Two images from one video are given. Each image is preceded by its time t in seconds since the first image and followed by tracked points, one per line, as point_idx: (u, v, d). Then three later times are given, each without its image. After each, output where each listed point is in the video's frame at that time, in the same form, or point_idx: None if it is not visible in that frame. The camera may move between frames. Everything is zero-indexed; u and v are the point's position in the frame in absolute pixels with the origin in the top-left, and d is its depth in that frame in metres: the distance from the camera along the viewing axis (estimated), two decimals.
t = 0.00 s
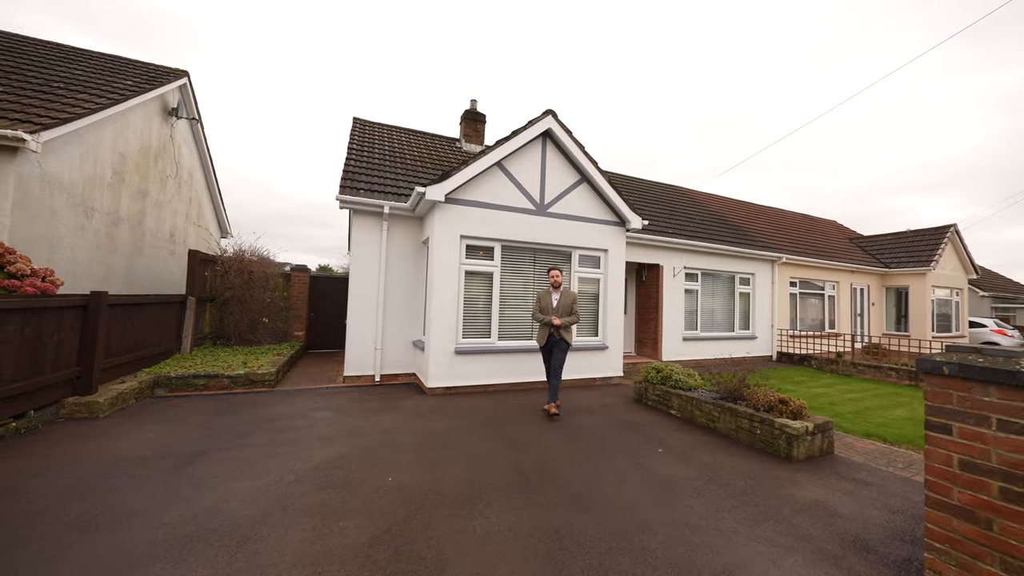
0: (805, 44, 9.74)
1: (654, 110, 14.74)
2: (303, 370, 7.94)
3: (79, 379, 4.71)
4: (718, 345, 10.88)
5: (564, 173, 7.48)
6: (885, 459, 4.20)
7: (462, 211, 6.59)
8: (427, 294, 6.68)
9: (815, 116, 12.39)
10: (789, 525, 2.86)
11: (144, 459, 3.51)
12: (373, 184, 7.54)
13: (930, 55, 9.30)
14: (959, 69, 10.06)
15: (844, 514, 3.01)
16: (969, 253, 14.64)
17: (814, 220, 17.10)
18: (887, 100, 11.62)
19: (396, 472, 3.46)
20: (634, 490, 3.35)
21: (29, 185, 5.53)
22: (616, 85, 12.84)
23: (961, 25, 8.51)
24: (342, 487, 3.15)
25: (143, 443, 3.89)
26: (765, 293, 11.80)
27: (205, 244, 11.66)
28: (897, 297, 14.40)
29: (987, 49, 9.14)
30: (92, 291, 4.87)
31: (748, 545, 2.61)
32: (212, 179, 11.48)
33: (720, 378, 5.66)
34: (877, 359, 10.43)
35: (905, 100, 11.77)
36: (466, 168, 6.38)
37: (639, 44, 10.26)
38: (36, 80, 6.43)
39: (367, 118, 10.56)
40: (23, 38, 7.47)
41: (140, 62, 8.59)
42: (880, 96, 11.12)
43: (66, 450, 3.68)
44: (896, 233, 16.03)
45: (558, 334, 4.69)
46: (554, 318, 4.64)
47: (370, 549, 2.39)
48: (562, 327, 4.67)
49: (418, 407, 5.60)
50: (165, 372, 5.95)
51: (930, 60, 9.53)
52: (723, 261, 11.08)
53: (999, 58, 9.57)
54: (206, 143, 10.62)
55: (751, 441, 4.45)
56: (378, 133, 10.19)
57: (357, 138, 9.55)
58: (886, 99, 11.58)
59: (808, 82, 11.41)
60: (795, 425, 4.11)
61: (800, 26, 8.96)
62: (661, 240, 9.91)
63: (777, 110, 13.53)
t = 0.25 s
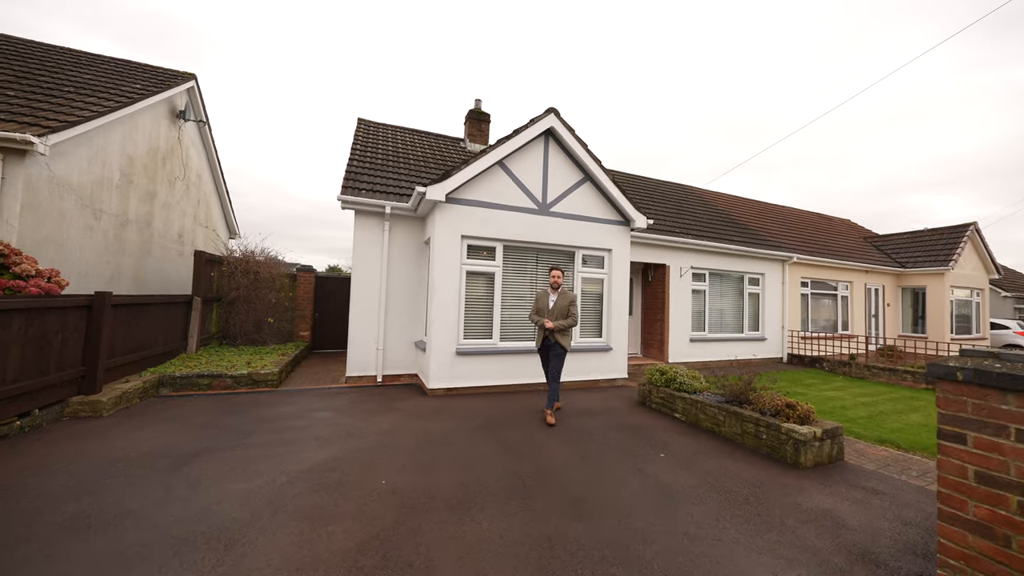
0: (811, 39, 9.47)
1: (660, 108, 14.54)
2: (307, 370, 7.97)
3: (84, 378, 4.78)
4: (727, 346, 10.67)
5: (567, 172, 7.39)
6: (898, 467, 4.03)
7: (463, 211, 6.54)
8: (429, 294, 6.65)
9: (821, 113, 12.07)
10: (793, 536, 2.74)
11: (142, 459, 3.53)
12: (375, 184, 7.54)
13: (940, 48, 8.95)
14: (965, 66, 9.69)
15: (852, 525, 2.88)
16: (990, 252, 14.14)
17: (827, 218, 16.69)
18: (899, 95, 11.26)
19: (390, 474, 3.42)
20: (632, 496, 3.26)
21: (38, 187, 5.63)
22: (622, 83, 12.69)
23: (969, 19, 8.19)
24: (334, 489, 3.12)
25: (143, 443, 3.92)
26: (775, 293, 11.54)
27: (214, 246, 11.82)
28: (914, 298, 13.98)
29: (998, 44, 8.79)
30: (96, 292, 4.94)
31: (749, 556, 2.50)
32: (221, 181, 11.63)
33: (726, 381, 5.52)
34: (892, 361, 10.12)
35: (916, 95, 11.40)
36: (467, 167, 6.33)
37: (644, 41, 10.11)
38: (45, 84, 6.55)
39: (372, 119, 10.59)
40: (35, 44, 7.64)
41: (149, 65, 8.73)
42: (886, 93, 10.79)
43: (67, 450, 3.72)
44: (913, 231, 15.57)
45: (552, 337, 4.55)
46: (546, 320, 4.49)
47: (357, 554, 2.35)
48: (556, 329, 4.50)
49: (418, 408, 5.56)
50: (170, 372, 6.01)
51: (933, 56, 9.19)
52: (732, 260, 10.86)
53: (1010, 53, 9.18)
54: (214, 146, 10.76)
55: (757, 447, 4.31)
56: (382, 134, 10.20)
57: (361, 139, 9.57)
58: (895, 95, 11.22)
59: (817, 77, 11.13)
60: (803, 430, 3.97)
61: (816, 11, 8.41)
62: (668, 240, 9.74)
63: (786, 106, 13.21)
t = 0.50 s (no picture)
0: (816, 36, 9.31)
1: (666, 107, 14.38)
2: (310, 371, 7.98)
3: (87, 378, 4.83)
4: (734, 347, 10.48)
5: (569, 171, 7.30)
6: (910, 473, 3.88)
7: (464, 211, 6.50)
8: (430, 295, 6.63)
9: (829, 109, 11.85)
10: (796, 546, 2.64)
11: (139, 460, 3.54)
12: (377, 185, 7.54)
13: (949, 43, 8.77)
14: (976, 61, 9.48)
15: (859, 535, 2.77)
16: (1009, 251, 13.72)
17: (837, 217, 16.36)
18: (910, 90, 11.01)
19: (385, 476, 3.39)
20: (630, 501, 3.18)
21: (44, 190, 5.72)
22: (627, 81, 12.57)
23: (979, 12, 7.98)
24: (328, 492, 3.10)
25: (141, 444, 3.94)
26: (784, 293, 11.31)
27: (221, 247, 11.96)
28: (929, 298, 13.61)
29: (1015, 36, 8.51)
30: (99, 292, 4.99)
31: (749, 566, 2.42)
32: (227, 182, 11.76)
33: (731, 383, 5.40)
34: (905, 363, 9.85)
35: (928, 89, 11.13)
36: (467, 167, 6.28)
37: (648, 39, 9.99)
38: (53, 88, 6.67)
39: (375, 120, 10.62)
40: (46, 49, 7.80)
41: (156, 68, 8.85)
42: (895, 89, 10.56)
43: (68, 450, 3.75)
44: (928, 230, 15.16)
45: (549, 338, 4.49)
46: (542, 319, 4.40)
47: (344, 560, 2.31)
48: (553, 330, 4.43)
49: (418, 409, 5.53)
50: (173, 371, 6.06)
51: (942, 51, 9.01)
52: (739, 260, 10.66)
53: None
54: (221, 147, 10.86)
55: (762, 451, 4.20)
56: (385, 134, 10.21)
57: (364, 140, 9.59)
58: (906, 90, 10.97)
59: (825, 73, 10.93)
60: (809, 434, 3.85)
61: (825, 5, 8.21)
62: (673, 239, 9.60)
63: (794, 103, 12.99)
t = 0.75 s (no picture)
0: (821, 33, 9.17)
1: (671, 105, 14.23)
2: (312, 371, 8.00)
3: (88, 378, 4.87)
4: (740, 349, 10.31)
5: (570, 170, 7.22)
6: (921, 480, 3.74)
7: (464, 211, 6.46)
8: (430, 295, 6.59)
9: (835, 107, 11.66)
10: (798, 556, 2.54)
11: (135, 460, 3.55)
12: (378, 185, 7.53)
13: (957, 38, 8.59)
14: (983, 59, 9.28)
15: (865, 545, 2.66)
16: None
17: (848, 216, 16.05)
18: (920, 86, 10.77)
19: (379, 479, 3.35)
20: (627, 506, 3.10)
21: (49, 191, 5.79)
22: (631, 80, 12.47)
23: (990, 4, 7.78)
24: (320, 494, 3.07)
25: (140, 444, 3.95)
26: (792, 294, 11.10)
27: (227, 248, 12.09)
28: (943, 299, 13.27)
29: None
30: (101, 292, 5.05)
31: None
32: (233, 184, 11.87)
33: (734, 385, 5.28)
34: (918, 365, 9.61)
35: (937, 87, 10.89)
36: (467, 166, 6.24)
37: (652, 36, 9.89)
38: (60, 91, 6.78)
39: (378, 121, 10.64)
40: (54, 53, 7.94)
41: (162, 72, 8.95)
42: (904, 84, 10.35)
43: (67, 449, 3.78)
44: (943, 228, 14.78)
45: (548, 339, 4.39)
46: (542, 319, 4.29)
47: (331, 564, 2.27)
48: (553, 330, 4.34)
49: (416, 410, 5.50)
50: (175, 372, 6.10)
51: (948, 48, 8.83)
52: (745, 260, 10.48)
53: None
54: (226, 149, 10.97)
55: (766, 456, 4.09)
56: (388, 135, 10.22)
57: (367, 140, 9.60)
58: (915, 87, 10.74)
59: (831, 70, 10.74)
60: (814, 439, 3.73)
61: None
62: (678, 239, 9.47)
63: (801, 99, 12.77)
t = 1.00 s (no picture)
0: (827, 25, 8.87)
1: (674, 104, 14.11)
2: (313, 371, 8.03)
3: (90, 379, 4.92)
4: (746, 350, 10.14)
5: (571, 169, 7.15)
6: (930, 487, 3.61)
7: (463, 211, 6.42)
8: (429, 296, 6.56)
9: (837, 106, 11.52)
10: (798, 566, 2.45)
11: (131, 461, 3.56)
12: (378, 186, 7.53)
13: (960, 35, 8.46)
14: (988, 57, 9.12)
15: (869, 555, 2.56)
16: None
17: (857, 214, 15.75)
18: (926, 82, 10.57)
19: (371, 482, 3.32)
20: (622, 512, 3.03)
21: (54, 194, 5.87)
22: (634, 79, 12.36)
23: None
24: (310, 497, 3.04)
25: (137, 444, 3.97)
26: (800, 294, 10.89)
27: (232, 249, 12.19)
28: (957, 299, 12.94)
29: None
30: (103, 294, 5.10)
31: None
32: (238, 185, 11.97)
33: (737, 387, 5.17)
34: (930, 367, 9.36)
35: (945, 83, 10.68)
36: (466, 166, 6.20)
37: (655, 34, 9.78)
38: (66, 95, 6.87)
39: (380, 122, 10.66)
40: (62, 58, 8.07)
41: (166, 75, 9.05)
42: (909, 81, 10.16)
43: (65, 449, 3.81)
44: (956, 227, 14.43)
45: (547, 341, 4.32)
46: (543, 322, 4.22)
47: (316, 570, 2.23)
48: (553, 332, 4.29)
49: (415, 412, 5.47)
50: (177, 372, 6.15)
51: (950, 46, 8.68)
52: (751, 260, 10.31)
53: None
54: (231, 151, 11.07)
55: (768, 461, 3.99)
56: (390, 135, 10.23)
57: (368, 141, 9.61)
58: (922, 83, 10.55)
59: (834, 69, 10.61)
60: (818, 443, 3.63)
61: None
62: (682, 238, 9.34)
63: (807, 97, 12.58)
